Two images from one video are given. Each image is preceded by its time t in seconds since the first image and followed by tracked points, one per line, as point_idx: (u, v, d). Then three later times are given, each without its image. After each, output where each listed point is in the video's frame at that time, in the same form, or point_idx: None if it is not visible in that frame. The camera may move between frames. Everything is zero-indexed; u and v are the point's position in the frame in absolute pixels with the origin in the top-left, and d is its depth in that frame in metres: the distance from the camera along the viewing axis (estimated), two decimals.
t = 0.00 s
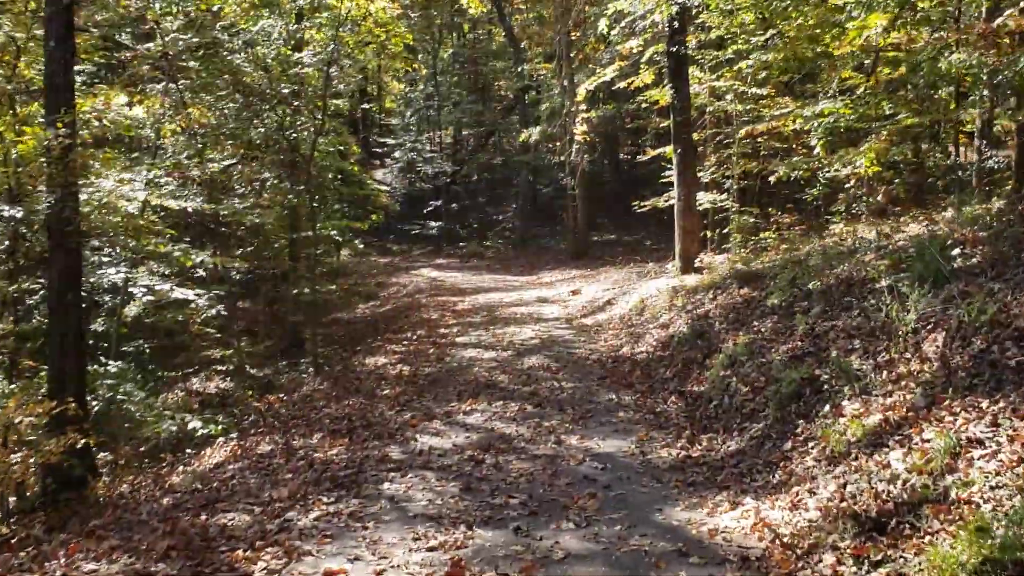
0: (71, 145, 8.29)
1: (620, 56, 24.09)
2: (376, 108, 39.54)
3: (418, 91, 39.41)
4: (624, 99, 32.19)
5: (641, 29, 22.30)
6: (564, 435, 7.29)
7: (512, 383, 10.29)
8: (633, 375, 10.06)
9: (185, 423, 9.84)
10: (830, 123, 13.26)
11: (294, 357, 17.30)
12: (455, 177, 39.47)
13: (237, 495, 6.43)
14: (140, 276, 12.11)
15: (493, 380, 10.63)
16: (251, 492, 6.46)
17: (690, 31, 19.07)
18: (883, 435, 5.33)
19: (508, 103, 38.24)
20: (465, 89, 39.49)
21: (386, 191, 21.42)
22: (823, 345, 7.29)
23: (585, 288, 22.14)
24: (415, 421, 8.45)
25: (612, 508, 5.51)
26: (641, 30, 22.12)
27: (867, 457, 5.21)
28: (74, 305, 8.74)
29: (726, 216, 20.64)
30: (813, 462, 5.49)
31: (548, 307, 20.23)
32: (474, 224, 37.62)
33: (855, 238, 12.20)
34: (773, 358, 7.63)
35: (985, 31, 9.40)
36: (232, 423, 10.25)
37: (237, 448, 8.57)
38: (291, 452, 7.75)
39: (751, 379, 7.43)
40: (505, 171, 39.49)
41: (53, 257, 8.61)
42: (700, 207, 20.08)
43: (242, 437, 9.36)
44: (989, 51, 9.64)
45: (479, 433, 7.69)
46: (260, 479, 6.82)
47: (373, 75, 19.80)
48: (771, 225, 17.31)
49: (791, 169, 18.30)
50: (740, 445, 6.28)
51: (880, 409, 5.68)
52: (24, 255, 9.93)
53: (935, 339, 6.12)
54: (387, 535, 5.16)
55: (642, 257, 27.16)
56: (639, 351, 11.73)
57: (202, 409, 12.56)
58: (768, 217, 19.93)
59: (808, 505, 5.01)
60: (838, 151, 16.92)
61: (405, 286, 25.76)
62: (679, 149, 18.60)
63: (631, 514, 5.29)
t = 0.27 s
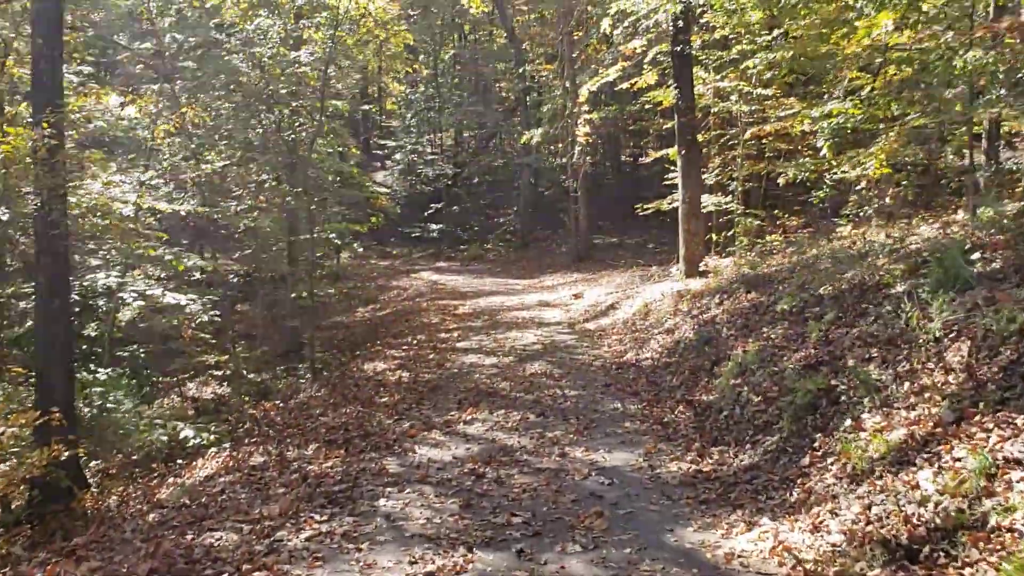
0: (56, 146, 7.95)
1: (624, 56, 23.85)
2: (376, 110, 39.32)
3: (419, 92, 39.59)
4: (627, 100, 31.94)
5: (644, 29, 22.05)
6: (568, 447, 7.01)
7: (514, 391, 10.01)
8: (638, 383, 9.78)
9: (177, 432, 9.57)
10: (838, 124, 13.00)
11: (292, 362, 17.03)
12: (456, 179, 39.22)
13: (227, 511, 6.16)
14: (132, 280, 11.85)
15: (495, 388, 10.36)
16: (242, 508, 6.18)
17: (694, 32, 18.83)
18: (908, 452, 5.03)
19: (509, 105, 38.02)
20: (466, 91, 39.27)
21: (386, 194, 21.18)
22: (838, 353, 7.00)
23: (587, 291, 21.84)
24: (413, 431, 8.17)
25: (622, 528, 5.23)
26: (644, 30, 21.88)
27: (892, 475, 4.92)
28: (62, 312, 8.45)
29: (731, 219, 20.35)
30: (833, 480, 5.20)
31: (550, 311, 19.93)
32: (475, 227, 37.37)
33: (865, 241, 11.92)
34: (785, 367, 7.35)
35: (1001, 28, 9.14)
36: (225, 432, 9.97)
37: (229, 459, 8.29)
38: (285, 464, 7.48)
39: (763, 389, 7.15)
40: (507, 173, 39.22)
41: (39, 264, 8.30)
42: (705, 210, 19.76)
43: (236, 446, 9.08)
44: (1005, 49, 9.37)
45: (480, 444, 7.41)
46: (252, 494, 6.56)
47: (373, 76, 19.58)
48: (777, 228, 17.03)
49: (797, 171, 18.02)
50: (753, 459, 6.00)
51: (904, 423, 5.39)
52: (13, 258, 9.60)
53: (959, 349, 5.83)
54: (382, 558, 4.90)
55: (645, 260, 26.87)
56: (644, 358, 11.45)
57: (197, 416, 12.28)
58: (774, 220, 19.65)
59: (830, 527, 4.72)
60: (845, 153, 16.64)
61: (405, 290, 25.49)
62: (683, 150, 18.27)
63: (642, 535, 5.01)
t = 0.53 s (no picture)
0: (39, 144, 7.68)
1: (625, 57, 23.61)
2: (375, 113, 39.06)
3: (420, 94, 38.45)
4: (628, 102, 31.70)
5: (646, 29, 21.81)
6: (571, 456, 6.71)
7: (514, 396, 9.70)
8: (642, 388, 9.49)
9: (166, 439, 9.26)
10: (845, 123, 12.74)
11: (289, 366, 16.73)
12: (456, 182, 38.95)
13: (212, 524, 5.86)
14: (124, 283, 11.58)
15: (495, 393, 10.06)
16: (228, 520, 5.89)
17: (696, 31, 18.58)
18: (935, 462, 4.73)
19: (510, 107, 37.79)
20: (466, 94, 39.07)
21: (385, 196, 20.91)
22: (854, 357, 6.71)
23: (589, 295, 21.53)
24: (410, 439, 7.86)
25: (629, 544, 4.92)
26: (646, 30, 21.63)
27: (917, 488, 4.62)
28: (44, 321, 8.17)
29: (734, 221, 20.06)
30: (854, 492, 4.90)
31: (551, 315, 19.61)
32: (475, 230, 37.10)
33: (874, 242, 11.63)
34: (797, 372, 7.05)
35: (1015, 22, 8.88)
36: (217, 439, 9.67)
37: (219, 468, 7.99)
38: (275, 473, 7.18)
39: (775, 395, 6.85)
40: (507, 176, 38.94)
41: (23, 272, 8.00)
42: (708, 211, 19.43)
43: (227, 454, 8.78)
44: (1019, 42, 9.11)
45: (479, 453, 7.11)
46: (240, 505, 6.25)
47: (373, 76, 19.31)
48: (782, 230, 16.74)
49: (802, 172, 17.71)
50: (766, 470, 5.70)
51: (928, 431, 5.08)
52: None
53: (985, 353, 5.53)
54: None
55: (647, 263, 26.57)
56: (648, 362, 11.15)
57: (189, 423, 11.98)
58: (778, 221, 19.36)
59: (853, 543, 4.41)
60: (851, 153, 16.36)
61: (404, 293, 25.19)
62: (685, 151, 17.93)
63: (649, 553, 4.71)
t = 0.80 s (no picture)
0: (20, 140, 7.39)
1: (627, 54, 23.34)
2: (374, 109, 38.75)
3: (419, 91, 38.85)
4: (629, 99, 31.41)
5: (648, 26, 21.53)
6: (575, 466, 6.44)
7: (514, 400, 9.45)
8: (646, 393, 9.23)
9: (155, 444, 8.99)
10: (853, 121, 12.47)
11: (285, 366, 16.45)
12: (455, 179, 38.66)
13: (198, 538, 5.60)
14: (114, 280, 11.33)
15: (494, 396, 9.79)
16: (215, 534, 5.63)
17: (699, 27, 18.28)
18: (963, 481, 4.46)
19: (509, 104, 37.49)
20: (465, 91, 38.76)
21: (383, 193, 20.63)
22: (869, 364, 6.44)
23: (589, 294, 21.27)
24: (406, 445, 7.58)
25: (637, 563, 4.66)
26: (648, 26, 21.35)
27: (945, 509, 4.34)
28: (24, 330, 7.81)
29: (737, 220, 19.76)
30: (875, 511, 4.63)
31: (551, 314, 19.33)
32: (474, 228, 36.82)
33: (883, 243, 11.37)
34: (810, 379, 6.78)
35: None
36: (208, 444, 9.40)
37: (209, 475, 7.72)
38: (266, 482, 6.91)
39: (787, 403, 6.57)
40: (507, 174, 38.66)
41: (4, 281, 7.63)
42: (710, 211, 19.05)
43: (217, 460, 8.51)
44: None
45: (479, 461, 6.85)
46: (228, 517, 5.99)
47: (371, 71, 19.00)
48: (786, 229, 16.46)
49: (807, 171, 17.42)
50: (779, 483, 5.44)
51: (954, 446, 4.81)
52: None
53: (1012, 362, 5.25)
54: None
55: (648, 262, 26.32)
56: (651, 365, 10.89)
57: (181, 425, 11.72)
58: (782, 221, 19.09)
59: (876, 567, 4.15)
60: (857, 151, 16.09)
61: (402, 292, 24.94)
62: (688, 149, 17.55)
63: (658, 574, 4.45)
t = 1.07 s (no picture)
0: None
1: (625, 46, 23.04)
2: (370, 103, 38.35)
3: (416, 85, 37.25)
4: (627, 93, 31.09)
5: (647, 17, 21.22)
6: (578, 466, 6.14)
7: (513, 397, 9.16)
8: (649, 389, 8.95)
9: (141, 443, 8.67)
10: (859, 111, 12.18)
11: (278, 362, 16.13)
12: (451, 174, 38.31)
13: (182, 544, 5.30)
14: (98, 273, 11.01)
15: (492, 393, 9.47)
16: (200, 539, 5.33)
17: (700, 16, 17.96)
18: (997, 483, 4.17)
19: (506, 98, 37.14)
20: (462, 85, 38.41)
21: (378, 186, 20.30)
22: (886, 359, 6.16)
23: (587, 289, 20.97)
24: (401, 444, 7.28)
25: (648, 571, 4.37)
26: (648, 18, 21.05)
27: (981, 514, 4.06)
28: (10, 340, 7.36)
29: (737, 214, 19.48)
30: (904, 515, 4.35)
31: (550, 310, 19.03)
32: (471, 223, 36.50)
33: (890, 235, 11.10)
34: (823, 374, 6.49)
35: None
36: (196, 442, 9.09)
37: (195, 475, 7.41)
38: (255, 483, 6.61)
39: (800, 400, 6.28)
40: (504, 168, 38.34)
41: None
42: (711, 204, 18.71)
43: (205, 460, 8.20)
44: None
45: (477, 460, 6.56)
46: (214, 521, 5.69)
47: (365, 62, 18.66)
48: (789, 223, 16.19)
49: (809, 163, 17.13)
50: (795, 485, 5.15)
51: (986, 445, 4.52)
52: None
53: None
54: None
55: (646, 257, 26.06)
56: (653, 361, 10.58)
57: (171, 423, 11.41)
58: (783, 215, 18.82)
59: None
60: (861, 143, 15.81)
61: (398, 287, 24.62)
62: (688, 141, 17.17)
63: None
